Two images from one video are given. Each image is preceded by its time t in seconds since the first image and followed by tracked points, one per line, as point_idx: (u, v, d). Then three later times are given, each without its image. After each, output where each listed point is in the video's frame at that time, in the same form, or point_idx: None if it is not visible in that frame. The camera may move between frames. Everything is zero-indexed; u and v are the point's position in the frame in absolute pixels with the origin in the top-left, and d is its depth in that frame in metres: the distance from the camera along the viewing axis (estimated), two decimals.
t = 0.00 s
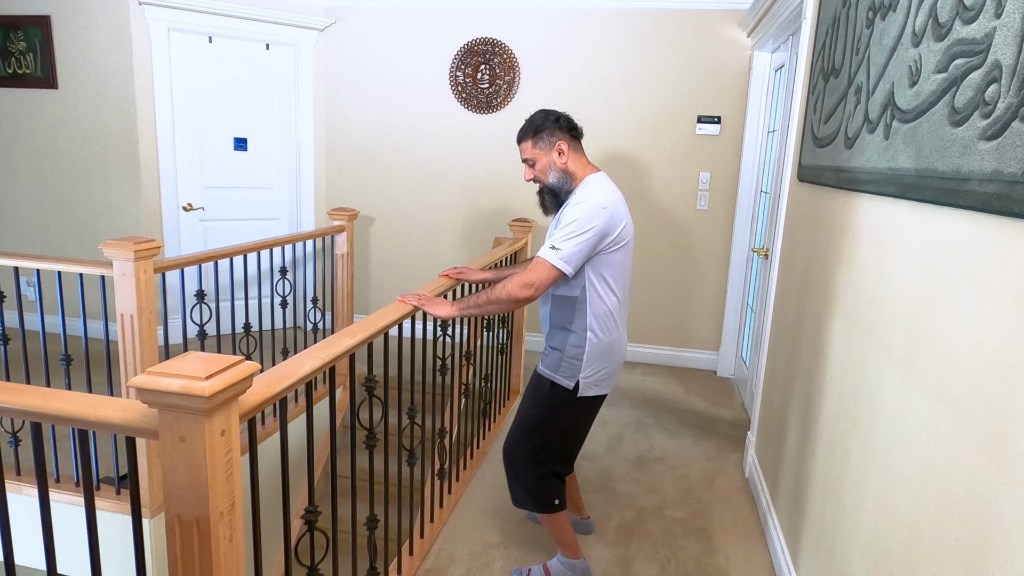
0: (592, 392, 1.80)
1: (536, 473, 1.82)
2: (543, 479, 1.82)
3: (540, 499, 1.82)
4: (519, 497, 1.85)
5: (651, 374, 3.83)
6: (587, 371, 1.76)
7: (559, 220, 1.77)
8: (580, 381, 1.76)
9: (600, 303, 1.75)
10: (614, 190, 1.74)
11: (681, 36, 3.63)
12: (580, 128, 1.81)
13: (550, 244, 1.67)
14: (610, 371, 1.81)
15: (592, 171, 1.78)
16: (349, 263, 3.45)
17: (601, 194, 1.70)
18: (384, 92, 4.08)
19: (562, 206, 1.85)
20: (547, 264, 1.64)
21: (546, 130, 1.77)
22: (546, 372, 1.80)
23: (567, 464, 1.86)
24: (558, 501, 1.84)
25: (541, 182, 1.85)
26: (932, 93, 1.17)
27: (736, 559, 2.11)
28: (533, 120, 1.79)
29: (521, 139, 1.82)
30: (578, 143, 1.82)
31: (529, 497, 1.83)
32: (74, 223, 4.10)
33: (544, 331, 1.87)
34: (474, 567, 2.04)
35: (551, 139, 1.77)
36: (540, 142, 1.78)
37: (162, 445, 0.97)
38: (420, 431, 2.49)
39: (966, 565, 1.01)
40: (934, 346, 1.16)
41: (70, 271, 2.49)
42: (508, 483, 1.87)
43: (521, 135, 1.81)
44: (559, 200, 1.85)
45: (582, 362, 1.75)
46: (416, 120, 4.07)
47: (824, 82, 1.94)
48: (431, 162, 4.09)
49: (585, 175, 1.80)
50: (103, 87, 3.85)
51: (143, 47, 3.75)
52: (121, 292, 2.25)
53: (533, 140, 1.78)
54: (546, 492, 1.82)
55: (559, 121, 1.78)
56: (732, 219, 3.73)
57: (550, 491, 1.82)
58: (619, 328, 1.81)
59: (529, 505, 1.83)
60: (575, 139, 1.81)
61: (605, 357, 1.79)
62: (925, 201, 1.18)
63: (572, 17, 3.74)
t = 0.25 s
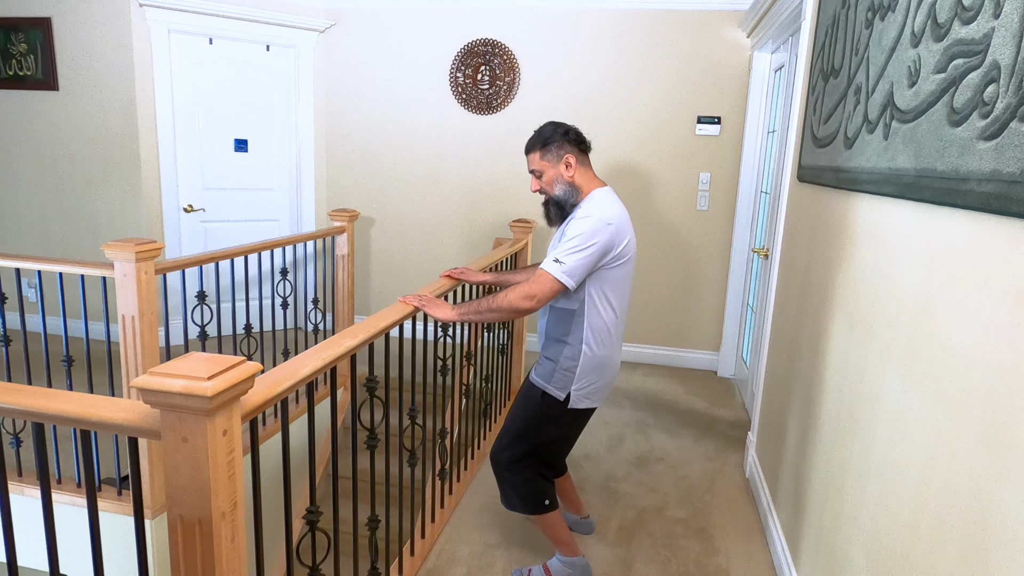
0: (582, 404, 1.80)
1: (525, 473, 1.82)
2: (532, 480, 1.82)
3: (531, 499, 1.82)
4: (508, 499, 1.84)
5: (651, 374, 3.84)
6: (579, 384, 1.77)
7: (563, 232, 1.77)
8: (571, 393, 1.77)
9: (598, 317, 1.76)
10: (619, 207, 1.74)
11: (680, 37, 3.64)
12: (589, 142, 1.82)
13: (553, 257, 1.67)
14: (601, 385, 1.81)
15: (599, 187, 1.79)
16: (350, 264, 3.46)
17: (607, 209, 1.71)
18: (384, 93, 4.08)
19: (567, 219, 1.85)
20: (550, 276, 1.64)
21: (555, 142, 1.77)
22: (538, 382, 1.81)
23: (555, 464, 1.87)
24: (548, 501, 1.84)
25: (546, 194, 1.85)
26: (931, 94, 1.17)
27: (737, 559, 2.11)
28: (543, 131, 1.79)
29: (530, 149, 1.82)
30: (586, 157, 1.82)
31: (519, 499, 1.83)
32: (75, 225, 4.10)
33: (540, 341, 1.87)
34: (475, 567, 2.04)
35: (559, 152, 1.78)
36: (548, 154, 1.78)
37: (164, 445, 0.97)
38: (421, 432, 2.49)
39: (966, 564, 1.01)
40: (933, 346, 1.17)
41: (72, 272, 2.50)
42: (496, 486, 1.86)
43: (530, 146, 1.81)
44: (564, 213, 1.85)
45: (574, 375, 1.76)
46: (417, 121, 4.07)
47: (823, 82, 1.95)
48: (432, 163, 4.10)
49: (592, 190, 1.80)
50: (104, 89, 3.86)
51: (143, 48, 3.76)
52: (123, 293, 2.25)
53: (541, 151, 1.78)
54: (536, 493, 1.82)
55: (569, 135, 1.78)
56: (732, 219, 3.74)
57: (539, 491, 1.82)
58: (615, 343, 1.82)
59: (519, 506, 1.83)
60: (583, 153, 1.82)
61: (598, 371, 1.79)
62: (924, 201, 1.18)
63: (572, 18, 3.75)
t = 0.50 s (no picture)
0: (576, 411, 1.81)
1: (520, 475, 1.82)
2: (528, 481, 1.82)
3: (526, 500, 1.82)
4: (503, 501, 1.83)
5: (652, 375, 3.84)
6: (575, 392, 1.78)
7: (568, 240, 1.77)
8: (567, 400, 1.78)
9: (598, 326, 1.76)
10: (624, 217, 1.75)
11: (681, 38, 3.64)
12: (598, 150, 1.82)
13: (558, 264, 1.68)
14: (597, 393, 1.83)
15: (606, 196, 1.79)
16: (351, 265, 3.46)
17: (613, 219, 1.71)
18: (385, 94, 4.09)
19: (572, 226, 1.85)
20: (553, 283, 1.64)
21: (566, 149, 1.76)
22: (534, 387, 1.82)
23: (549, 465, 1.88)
24: (544, 503, 1.84)
25: (553, 199, 1.85)
26: (931, 95, 1.17)
27: (738, 559, 2.12)
28: (553, 137, 1.78)
29: (539, 153, 1.82)
30: (595, 165, 1.82)
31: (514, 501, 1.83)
32: (76, 226, 4.11)
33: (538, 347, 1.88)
34: (476, 568, 2.04)
35: (569, 158, 1.77)
36: (558, 160, 1.78)
37: (167, 446, 0.97)
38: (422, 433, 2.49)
39: (966, 564, 1.02)
40: (932, 347, 1.17)
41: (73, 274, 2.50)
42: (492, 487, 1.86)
43: (539, 150, 1.80)
44: (569, 219, 1.85)
45: (571, 382, 1.77)
46: (417, 123, 4.08)
47: (824, 84, 1.95)
48: (433, 165, 4.10)
49: (599, 199, 1.81)
50: (105, 91, 3.87)
51: (144, 50, 3.77)
52: (125, 294, 2.26)
53: (551, 157, 1.78)
54: (531, 494, 1.82)
55: (579, 142, 1.78)
56: (733, 221, 3.74)
57: (535, 492, 1.83)
58: (613, 353, 1.83)
59: (514, 508, 1.83)
60: (592, 161, 1.82)
61: (594, 379, 1.80)
62: (924, 203, 1.18)
63: (573, 19, 3.76)
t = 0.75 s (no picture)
0: (575, 411, 1.82)
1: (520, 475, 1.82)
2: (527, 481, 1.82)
3: (526, 500, 1.82)
4: (504, 501, 1.83)
5: (653, 375, 3.84)
6: (574, 391, 1.78)
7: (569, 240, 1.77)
8: (566, 400, 1.78)
9: (598, 326, 1.77)
10: (625, 218, 1.75)
11: (681, 38, 3.64)
12: (600, 151, 1.82)
13: (559, 264, 1.68)
14: (596, 392, 1.83)
15: (607, 197, 1.80)
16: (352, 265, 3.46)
17: (614, 219, 1.72)
18: (385, 95, 4.09)
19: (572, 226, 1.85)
20: (554, 283, 1.65)
21: (568, 149, 1.77)
22: (533, 386, 1.82)
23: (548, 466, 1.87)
24: (544, 502, 1.84)
25: (554, 199, 1.85)
26: (931, 95, 1.17)
27: (739, 559, 2.12)
28: (556, 136, 1.79)
29: (541, 152, 1.82)
30: (597, 166, 1.83)
31: (514, 500, 1.82)
32: (77, 227, 4.12)
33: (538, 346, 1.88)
34: (477, 568, 2.05)
35: (571, 158, 1.78)
36: (560, 159, 1.78)
37: (169, 446, 0.98)
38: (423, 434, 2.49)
39: (966, 563, 1.02)
40: (932, 347, 1.17)
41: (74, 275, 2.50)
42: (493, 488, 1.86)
43: (542, 148, 1.81)
44: (570, 220, 1.85)
45: (570, 382, 1.77)
46: (418, 123, 4.08)
47: (824, 84, 1.95)
48: (433, 165, 4.11)
49: (600, 200, 1.81)
50: (106, 92, 3.88)
51: (145, 51, 3.77)
52: (126, 295, 2.26)
53: (553, 157, 1.78)
54: (532, 495, 1.82)
55: (581, 142, 1.78)
56: (734, 221, 3.74)
57: (535, 492, 1.82)
58: (613, 353, 1.83)
59: (515, 508, 1.82)
60: (594, 162, 1.82)
61: (594, 379, 1.81)
62: (924, 202, 1.19)
63: (573, 19, 3.76)
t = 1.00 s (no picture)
0: (584, 398, 1.81)
1: (530, 476, 1.83)
2: (537, 479, 1.83)
3: (536, 499, 1.83)
4: (514, 498, 1.85)
5: (653, 375, 3.84)
6: (581, 377, 1.78)
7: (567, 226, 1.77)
8: (574, 386, 1.78)
9: (600, 311, 1.77)
10: (622, 201, 1.75)
11: (680, 39, 3.65)
12: (594, 136, 1.83)
13: (557, 250, 1.68)
14: (603, 377, 1.82)
15: (603, 180, 1.80)
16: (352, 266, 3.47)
17: (610, 203, 1.72)
18: (385, 96, 4.10)
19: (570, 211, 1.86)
20: (554, 269, 1.65)
21: (562, 134, 1.78)
22: (540, 375, 1.82)
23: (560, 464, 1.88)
24: (554, 502, 1.85)
25: (550, 185, 1.86)
26: (929, 95, 1.18)
27: (739, 559, 2.12)
28: (550, 122, 1.80)
29: (536, 140, 1.83)
30: (591, 150, 1.83)
31: (523, 499, 1.84)
32: (78, 229, 4.12)
33: (541, 335, 1.88)
34: (478, 568, 2.05)
35: (566, 143, 1.79)
36: (554, 145, 1.79)
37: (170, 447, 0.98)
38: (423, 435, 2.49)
39: (965, 563, 1.02)
40: (931, 347, 1.18)
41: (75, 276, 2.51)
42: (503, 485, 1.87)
43: (536, 136, 1.82)
44: (567, 205, 1.85)
45: (576, 368, 1.77)
46: (418, 124, 4.09)
47: (823, 84, 1.96)
48: (433, 166, 4.11)
49: (596, 183, 1.81)
50: (106, 93, 3.88)
51: (145, 52, 3.78)
52: (127, 296, 2.26)
53: (548, 143, 1.79)
54: (541, 493, 1.83)
55: (575, 127, 1.79)
56: (734, 221, 3.74)
57: (545, 491, 1.83)
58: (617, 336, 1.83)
59: (524, 506, 1.84)
60: (588, 147, 1.83)
61: (599, 365, 1.80)
62: (923, 202, 1.19)
63: (572, 20, 3.76)
